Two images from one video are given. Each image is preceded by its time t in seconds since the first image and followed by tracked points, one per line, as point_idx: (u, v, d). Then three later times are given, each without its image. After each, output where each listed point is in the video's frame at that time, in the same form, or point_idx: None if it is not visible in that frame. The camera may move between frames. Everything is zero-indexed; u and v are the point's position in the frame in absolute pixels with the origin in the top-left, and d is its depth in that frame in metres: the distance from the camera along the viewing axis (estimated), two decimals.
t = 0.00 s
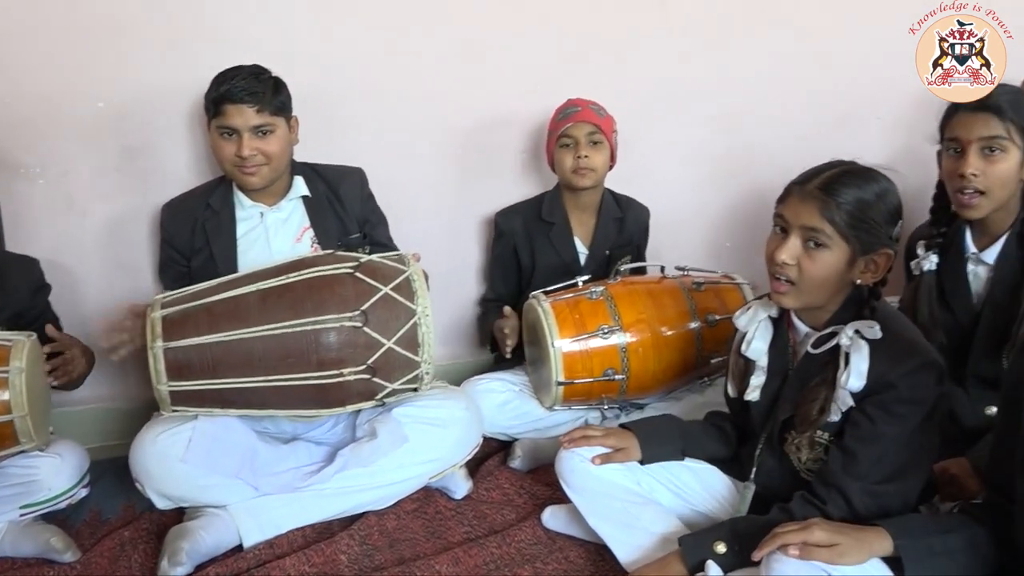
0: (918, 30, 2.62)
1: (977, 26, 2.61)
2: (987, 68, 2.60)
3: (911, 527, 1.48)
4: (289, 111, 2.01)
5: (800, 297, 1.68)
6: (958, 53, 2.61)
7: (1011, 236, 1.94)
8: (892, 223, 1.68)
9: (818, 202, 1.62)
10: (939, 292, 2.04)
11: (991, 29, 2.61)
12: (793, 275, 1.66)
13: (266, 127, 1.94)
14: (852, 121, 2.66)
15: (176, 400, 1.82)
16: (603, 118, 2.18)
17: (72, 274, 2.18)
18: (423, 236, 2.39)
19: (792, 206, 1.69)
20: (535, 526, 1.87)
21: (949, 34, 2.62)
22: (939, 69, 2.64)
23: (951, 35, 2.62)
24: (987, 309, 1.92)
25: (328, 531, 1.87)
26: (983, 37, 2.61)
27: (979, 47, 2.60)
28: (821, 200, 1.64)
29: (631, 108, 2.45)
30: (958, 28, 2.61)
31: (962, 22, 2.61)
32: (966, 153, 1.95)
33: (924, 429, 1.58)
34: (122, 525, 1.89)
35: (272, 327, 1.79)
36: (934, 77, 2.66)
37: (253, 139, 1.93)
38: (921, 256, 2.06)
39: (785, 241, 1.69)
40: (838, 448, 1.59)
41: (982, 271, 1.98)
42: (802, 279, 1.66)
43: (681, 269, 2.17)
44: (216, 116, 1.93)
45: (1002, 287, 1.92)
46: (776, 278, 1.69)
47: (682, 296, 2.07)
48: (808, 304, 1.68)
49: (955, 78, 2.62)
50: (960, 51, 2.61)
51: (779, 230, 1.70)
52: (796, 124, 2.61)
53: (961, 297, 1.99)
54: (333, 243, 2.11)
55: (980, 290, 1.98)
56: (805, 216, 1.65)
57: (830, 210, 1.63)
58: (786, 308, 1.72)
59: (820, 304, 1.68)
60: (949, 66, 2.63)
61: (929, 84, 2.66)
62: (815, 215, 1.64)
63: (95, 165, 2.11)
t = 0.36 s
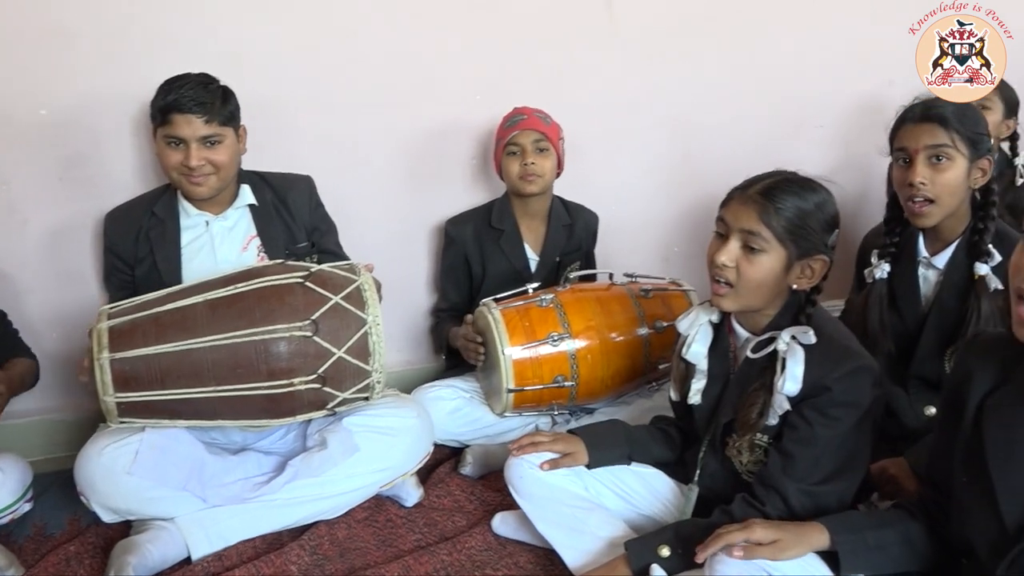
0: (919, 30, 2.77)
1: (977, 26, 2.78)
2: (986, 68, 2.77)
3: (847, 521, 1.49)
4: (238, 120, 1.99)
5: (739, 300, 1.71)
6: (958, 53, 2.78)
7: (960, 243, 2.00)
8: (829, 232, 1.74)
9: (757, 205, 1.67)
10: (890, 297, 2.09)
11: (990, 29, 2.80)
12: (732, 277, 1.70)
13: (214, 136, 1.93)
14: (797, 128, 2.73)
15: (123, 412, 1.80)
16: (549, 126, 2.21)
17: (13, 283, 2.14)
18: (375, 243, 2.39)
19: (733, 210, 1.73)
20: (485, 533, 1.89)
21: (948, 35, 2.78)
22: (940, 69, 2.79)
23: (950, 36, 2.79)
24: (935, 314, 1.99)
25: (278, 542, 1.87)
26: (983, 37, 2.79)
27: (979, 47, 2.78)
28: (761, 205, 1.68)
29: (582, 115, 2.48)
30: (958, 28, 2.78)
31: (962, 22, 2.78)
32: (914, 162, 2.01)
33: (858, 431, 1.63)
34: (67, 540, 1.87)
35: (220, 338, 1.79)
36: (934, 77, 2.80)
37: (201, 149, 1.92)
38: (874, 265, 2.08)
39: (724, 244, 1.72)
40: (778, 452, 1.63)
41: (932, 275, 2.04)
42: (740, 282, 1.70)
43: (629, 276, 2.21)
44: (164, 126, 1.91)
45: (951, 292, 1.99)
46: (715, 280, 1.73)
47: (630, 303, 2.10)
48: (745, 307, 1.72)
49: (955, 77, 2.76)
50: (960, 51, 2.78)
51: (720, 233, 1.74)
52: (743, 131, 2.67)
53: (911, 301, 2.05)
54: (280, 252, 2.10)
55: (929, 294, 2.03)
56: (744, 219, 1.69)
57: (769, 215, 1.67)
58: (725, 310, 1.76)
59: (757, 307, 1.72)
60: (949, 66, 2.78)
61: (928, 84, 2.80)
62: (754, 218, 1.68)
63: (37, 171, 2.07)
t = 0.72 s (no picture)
0: (919, 29, 2.92)
1: (977, 25, 2.96)
2: (987, 67, 3.00)
3: (791, 490, 1.52)
4: (181, 122, 1.98)
5: (679, 296, 1.76)
6: (958, 52, 2.96)
7: (890, 239, 2.07)
8: (764, 229, 1.79)
9: (695, 203, 1.71)
10: (828, 286, 2.14)
11: (990, 28, 2.98)
12: (672, 274, 1.74)
13: (157, 139, 1.91)
14: (743, 126, 2.79)
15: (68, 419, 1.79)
16: (501, 128, 2.24)
17: None
18: (326, 244, 2.40)
19: (672, 207, 1.78)
20: (437, 530, 1.91)
21: (948, 34, 2.94)
22: (940, 68, 2.95)
23: (950, 35, 2.95)
24: (867, 305, 2.06)
25: (228, 544, 1.87)
26: (983, 36, 2.97)
27: (978, 46, 2.97)
28: (698, 202, 1.73)
29: (531, 114, 2.50)
30: (958, 28, 2.94)
31: (962, 21, 2.94)
32: (869, 145, 2.08)
33: (793, 423, 1.69)
34: (12, 548, 1.85)
35: (166, 343, 1.78)
36: (935, 77, 2.93)
37: (144, 152, 1.90)
38: (814, 251, 2.16)
39: (664, 241, 1.76)
40: (719, 443, 1.68)
41: (865, 270, 2.10)
42: (680, 278, 1.74)
43: (576, 273, 2.25)
44: (104, 129, 1.89)
45: (882, 286, 2.06)
46: (656, 276, 1.77)
47: (578, 300, 2.13)
48: (685, 302, 1.77)
49: (954, 76, 2.94)
50: (960, 50, 2.96)
51: (660, 230, 1.78)
52: (691, 129, 2.72)
53: (848, 292, 2.11)
54: (229, 253, 2.09)
55: (863, 288, 2.10)
56: (683, 217, 1.74)
57: (706, 213, 1.72)
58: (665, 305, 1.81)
59: (697, 303, 1.77)
60: (949, 66, 2.95)
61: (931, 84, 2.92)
62: (693, 216, 1.72)
63: None
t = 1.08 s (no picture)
0: (920, 29, 3.07)
1: (977, 25, 3.15)
2: (989, 67, 3.24)
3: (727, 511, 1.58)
4: (132, 124, 1.97)
5: (632, 300, 1.79)
6: (959, 53, 3.16)
7: (817, 245, 2.18)
8: (712, 231, 1.83)
9: (642, 210, 1.75)
10: (760, 297, 2.22)
11: (990, 28, 3.17)
12: (624, 279, 1.77)
13: (108, 142, 1.90)
14: (698, 129, 2.84)
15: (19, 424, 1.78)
16: (460, 133, 2.26)
17: None
18: (284, 247, 2.40)
19: (621, 215, 1.81)
20: (393, 531, 1.93)
21: (947, 34, 3.11)
22: (943, 68, 3.17)
23: (949, 34, 3.12)
24: (801, 312, 2.14)
25: (184, 549, 1.87)
26: (984, 36, 3.18)
27: (981, 46, 3.19)
28: (647, 209, 1.76)
29: (489, 116, 2.53)
30: (958, 28, 3.12)
31: (961, 21, 3.12)
32: (793, 150, 2.20)
33: (741, 422, 1.73)
34: None
35: (118, 347, 1.77)
36: (936, 77, 3.17)
37: (95, 156, 1.89)
38: (744, 265, 2.24)
39: (615, 248, 1.80)
40: (668, 440, 1.72)
41: (795, 277, 2.20)
42: (633, 283, 1.78)
43: (532, 276, 2.28)
44: (53, 133, 1.88)
45: (813, 291, 2.16)
46: (609, 283, 1.80)
47: (533, 302, 2.16)
48: (638, 306, 1.80)
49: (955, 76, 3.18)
50: (963, 51, 3.17)
51: (610, 237, 1.81)
52: (646, 132, 2.77)
53: (779, 301, 2.19)
54: (183, 256, 2.08)
55: (794, 295, 2.19)
56: (631, 224, 1.77)
57: (654, 219, 1.76)
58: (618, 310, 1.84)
59: (649, 306, 1.81)
60: (951, 66, 3.18)
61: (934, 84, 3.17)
62: (641, 223, 1.76)
63: None
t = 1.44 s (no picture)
0: (921, 28, 3.28)
1: (976, 25, 3.38)
2: (987, 66, 3.45)
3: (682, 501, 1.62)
4: (92, 127, 1.96)
5: (594, 309, 1.84)
6: (958, 52, 3.37)
7: (794, 249, 2.23)
8: (666, 235, 1.88)
9: (597, 222, 1.78)
10: (734, 298, 2.28)
11: (989, 28, 3.42)
12: (586, 290, 1.81)
13: (66, 147, 1.89)
14: (661, 133, 2.89)
15: None
16: (422, 143, 2.28)
17: None
18: (247, 249, 2.41)
19: (578, 227, 1.84)
20: (354, 533, 1.96)
21: (948, 34, 3.33)
22: (943, 67, 3.37)
23: (949, 34, 3.34)
24: (772, 314, 2.19)
25: (144, 552, 1.88)
26: (983, 36, 3.41)
27: (980, 45, 3.41)
28: (602, 220, 1.80)
29: (455, 120, 2.55)
30: (957, 27, 3.34)
31: (960, 22, 3.34)
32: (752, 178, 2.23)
33: (698, 423, 1.77)
34: None
35: (78, 349, 1.77)
36: (936, 76, 3.37)
37: (54, 160, 1.88)
38: (719, 269, 2.29)
39: (575, 259, 1.83)
40: (624, 439, 1.76)
41: (770, 279, 2.24)
42: (594, 293, 1.82)
43: (494, 280, 2.31)
44: (11, 137, 1.86)
45: (786, 294, 2.20)
46: (571, 293, 1.84)
47: (495, 305, 2.19)
48: (600, 313, 1.84)
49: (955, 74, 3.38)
50: (963, 49, 3.37)
51: (568, 249, 1.85)
52: (610, 136, 2.81)
53: (752, 302, 2.25)
54: (144, 260, 2.08)
55: (767, 295, 2.24)
56: (588, 235, 1.81)
57: (611, 230, 1.79)
58: (582, 317, 1.88)
59: (610, 312, 1.85)
60: (951, 65, 3.37)
61: (933, 82, 3.37)
62: (597, 233, 1.80)
63: None
